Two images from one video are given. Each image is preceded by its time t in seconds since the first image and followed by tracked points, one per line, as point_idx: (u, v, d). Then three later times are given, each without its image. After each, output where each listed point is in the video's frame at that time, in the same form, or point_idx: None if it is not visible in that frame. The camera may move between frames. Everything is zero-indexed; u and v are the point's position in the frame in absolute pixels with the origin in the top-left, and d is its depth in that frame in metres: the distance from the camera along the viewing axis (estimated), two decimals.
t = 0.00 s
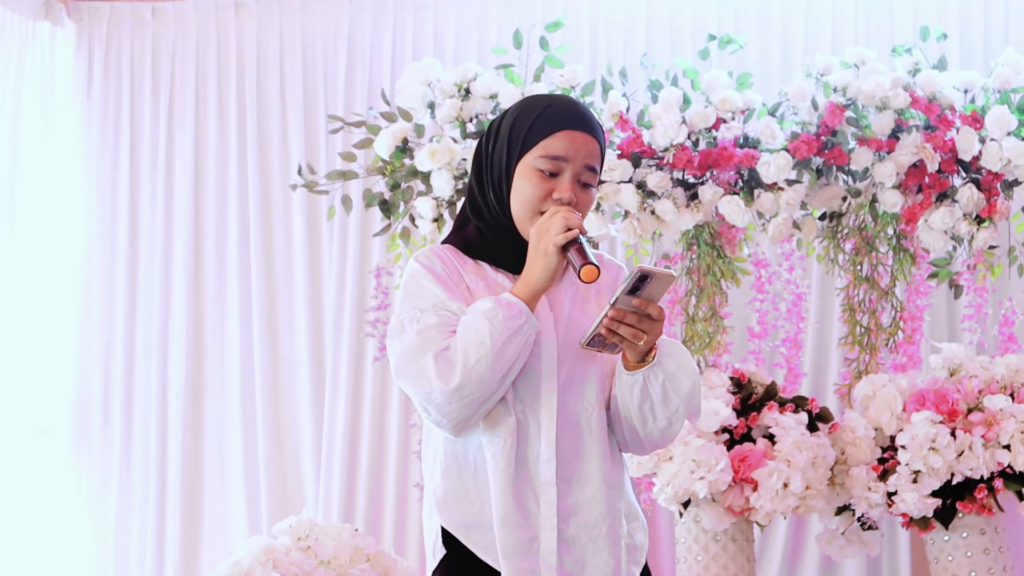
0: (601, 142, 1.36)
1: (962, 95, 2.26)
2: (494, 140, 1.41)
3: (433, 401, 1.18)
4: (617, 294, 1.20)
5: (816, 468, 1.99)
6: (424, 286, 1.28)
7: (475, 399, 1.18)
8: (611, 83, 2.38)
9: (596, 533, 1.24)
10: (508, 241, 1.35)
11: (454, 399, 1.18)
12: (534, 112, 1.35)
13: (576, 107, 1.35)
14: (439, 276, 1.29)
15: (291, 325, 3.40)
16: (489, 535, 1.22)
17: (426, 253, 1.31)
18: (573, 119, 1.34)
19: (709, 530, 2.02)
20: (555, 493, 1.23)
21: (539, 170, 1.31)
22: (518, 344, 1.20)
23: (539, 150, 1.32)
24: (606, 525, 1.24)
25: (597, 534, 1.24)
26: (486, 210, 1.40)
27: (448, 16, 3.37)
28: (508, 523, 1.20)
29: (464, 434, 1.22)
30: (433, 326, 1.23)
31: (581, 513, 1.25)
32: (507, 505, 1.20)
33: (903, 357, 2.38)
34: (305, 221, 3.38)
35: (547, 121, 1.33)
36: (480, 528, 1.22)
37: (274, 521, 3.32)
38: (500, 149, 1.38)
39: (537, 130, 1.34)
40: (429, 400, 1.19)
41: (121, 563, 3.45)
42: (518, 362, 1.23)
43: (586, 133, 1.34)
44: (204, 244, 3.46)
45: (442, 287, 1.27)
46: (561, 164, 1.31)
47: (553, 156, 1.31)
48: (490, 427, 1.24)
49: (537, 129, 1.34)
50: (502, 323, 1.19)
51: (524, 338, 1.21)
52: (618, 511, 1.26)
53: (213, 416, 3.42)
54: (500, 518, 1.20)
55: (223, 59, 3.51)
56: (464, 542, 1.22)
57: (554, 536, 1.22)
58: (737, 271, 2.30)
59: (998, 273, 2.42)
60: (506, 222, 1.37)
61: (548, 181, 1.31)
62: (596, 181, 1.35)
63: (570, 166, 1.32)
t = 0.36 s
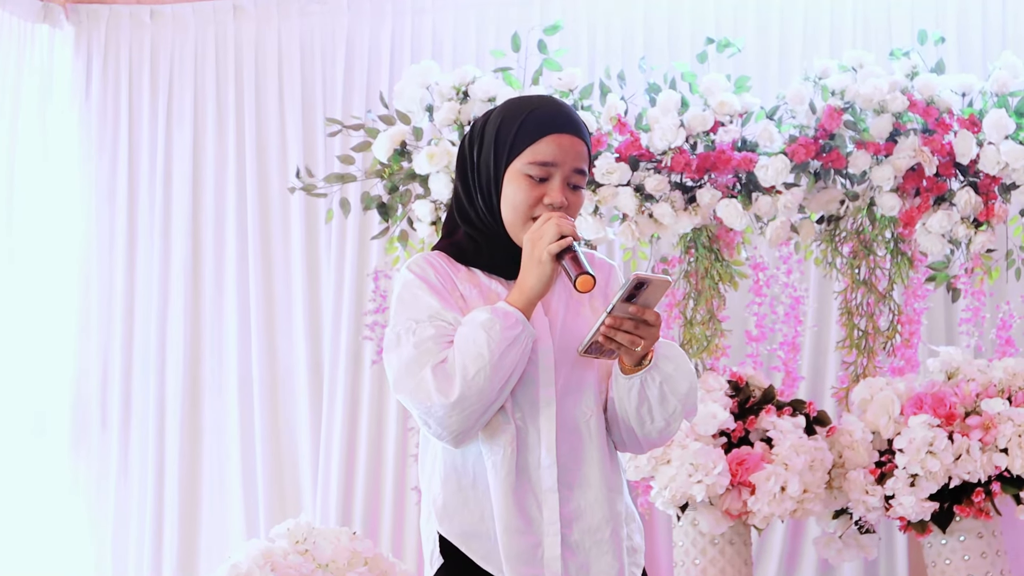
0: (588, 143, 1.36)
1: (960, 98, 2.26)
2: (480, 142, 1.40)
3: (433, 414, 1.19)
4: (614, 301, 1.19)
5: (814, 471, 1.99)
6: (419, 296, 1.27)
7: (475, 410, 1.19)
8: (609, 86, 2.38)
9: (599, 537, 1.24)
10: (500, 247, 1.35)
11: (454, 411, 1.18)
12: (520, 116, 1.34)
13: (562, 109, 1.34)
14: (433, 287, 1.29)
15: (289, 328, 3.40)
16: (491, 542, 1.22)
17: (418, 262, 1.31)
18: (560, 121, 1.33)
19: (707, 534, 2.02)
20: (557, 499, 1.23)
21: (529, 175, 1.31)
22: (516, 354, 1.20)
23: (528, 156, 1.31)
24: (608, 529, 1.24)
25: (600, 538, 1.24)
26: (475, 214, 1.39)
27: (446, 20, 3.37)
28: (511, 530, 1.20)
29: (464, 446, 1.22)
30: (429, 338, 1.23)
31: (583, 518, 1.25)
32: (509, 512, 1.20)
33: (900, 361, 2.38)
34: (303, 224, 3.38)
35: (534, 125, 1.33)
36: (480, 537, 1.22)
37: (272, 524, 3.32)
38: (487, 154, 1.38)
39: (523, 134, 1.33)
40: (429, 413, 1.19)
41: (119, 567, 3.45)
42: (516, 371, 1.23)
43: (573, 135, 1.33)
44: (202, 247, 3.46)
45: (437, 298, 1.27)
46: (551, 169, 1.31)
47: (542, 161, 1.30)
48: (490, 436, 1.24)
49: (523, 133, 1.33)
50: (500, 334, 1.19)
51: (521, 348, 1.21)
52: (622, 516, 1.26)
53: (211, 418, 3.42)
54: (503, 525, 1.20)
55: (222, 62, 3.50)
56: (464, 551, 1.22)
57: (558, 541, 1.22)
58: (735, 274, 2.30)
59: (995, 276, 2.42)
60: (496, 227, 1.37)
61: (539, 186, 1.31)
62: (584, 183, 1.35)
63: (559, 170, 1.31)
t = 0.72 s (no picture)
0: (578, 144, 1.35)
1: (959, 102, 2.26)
2: (472, 150, 1.40)
3: (427, 423, 1.19)
4: (605, 310, 1.19)
5: (813, 475, 1.99)
6: (415, 302, 1.29)
7: (468, 418, 1.19)
8: (608, 90, 2.38)
9: (599, 541, 1.24)
10: (496, 253, 1.35)
11: (447, 420, 1.19)
12: (507, 121, 1.34)
13: (548, 111, 1.33)
14: (430, 294, 1.29)
15: (289, 331, 3.40)
16: (490, 547, 1.22)
17: (415, 269, 1.31)
18: (547, 125, 1.32)
19: (706, 538, 2.02)
20: (556, 503, 1.23)
21: (519, 182, 1.31)
22: (508, 360, 1.20)
23: (517, 162, 1.31)
24: (608, 533, 1.24)
25: (600, 542, 1.24)
26: (472, 221, 1.39)
27: (446, 24, 3.37)
28: (511, 535, 1.20)
29: (462, 453, 1.23)
30: (423, 347, 1.24)
31: (583, 522, 1.25)
32: (508, 516, 1.20)
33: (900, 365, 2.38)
34: (303, 228, 3.38)
35: (521, 130, 1.32)
36: (480, 542, 1.22)
37: (271, 528, 3.32)
38: (479, 160, 1.37)
39: (511, 140, 1.33)
40: (423, 422, 1.20)
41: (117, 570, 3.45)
42: (511, 376, 1.23)
43: (560, 137, 1.32)
44: (202, 251, 3.46)
45: (432, 305, 1.28)
46: (540, 174, 1.30)
47: (530, 167, 1.30)
48: (488, 441, 1.24)
49: (511, 139, 1.33)
50: (490, 341, 1.19)
51: (514, 354, 1.21)
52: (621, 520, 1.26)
53: (210, 422, 3.42)
54: (503, 530, 1.20)
55: (221, 65, 3.50)
56: (464, 556, 1.22)
57: (558, 546, 1.22)
58: (735, 278, 2.30)
59: (995, 280, 2.42)
60: (493, 233, 1.36)
61: (529, 192, 1.30)
62: (577, 184, 1.34)
63: (549, 175, 1.31)
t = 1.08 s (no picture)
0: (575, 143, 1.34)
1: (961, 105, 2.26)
2: (470, 154, 1.41)
3: (422, 422, 1.19)
4: (601, 325, 1.19)
5: (814, 478, 1.99)
6: (416, 303, 1.29)
7: (464, 418, 1.19)
8: (609, 92, 2.38)
9: (596, 544, 1.24)
10: (498, 255, 1.35)
11: (442, 419, 1.19)
12: (501, 124, 1.34)
13: (541, 112, 1.33)
14: (431, 294, 1.30)
15: (289, 333, 3.40)
16: (487, 550, 1.22)
17: (417, 269, 1.32)
18: (540, 126, 1.32)
19: (706, 540, 2.02)
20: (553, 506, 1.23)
21: (514, 184, 1.31)
22: (504, 360, 1.20)
23: (511, 165, 1.31)
24: (605, 537, 1.24)
25: (598, 546, 1.24)
26: (473, 224, 1.39)
27: (447, 27, 3.38)
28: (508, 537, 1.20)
29: (460, 451, 1.23)
30: (421, 346, 1.24)
31: (580, 524, 1.25)
32: (505, 518, 1.20)
33: (900, 367, 2.38)
34: (304, 230, 3.38)
35: (514, 133, 1.32)
36: (477, 543, 1.22)
37: (271, 530, 3.32)
38: (478, 164, 1.38)
39: (505, 143, 1.33)
40: (419, 423, 1.20)
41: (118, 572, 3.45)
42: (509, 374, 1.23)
43: (554, 137, 1.32)
44: (203, 253, 3.46)
45: (433, 305, 1.29)
46: (535, 176, 1.30)
47: (524, 169, 1.30)
48: (485, 441, 1.24)
49: (505, 142, 1.33)
50: (486, 341, 1.19)
51: (510, 353, 1.21)
52: (619, 524, 1.27)
53: (211, 424, 3.43)
54: (499, 531, 1.20)
55: (222, 67, 3.50)
56: (461, 558, 1.23)
57: (554, 549, 1.22)
58: (736, 281, 2.30)
59: (996, 283, 2.42)
60: (494, 235, 1.36)
61: (525, 194, 1.30)
62: (574, 183, 1.34)
63: (544, 175, 1.31)
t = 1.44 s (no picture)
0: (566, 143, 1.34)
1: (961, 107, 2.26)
2: (465, 160, 1.42)
3: (416, 425, 1.20)
4: (590, 346, 1.19)
5: (814, 480, 1.98)
6: (411, 306, 1.29)
7: (457, 421, 1.19)
8: (610, 95, 2.37)
9: (591, 548, 1.24)
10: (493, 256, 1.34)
11: (435, 422, 1.19)
12: (491, 125, 1.35)
13: (530, 112, 1.34)
14: (427, 299, 1.30)
15: (289, 336, 3.40)
16: (481, 553, 1.23)
17: (414, 273, 1.32)
18: (529, 126, 1.33)
19: (707, 543, 2.02)
20: (548, 509, 1.23)
21: (503, 184, 1.31)
22: (496, 362, 1.20)
23: (500, 164, 1.32)
24: (601, 540, 1.24)
25: (593, 549, 1.24)
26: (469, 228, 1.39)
27: (447, 29, 3.38)
28: (503, 539, 1.21)
29: (458, 455, 1.23)
30: (415, 350, 1.24)
31: (575, 527, 1.25)
32: (500, 521, 1.21)
33: (901, 370, 2.37)
34: (304, 233, 3.38)
35: (503, 133, 1.33)
36: (473, 547, 1.23)
37: (271, 532, 3.33)
38: (473, 167, 1.39)
39: (495, 144, 1.34)
40: (413, 427, 1.20)
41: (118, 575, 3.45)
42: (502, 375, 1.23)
43: (543, 136, 1.33)
44: (203, 255, 3.46)
45: (427, 309, 1.29)
46: (523, 174, 1.31)
47: (511, 168, 1.31)
48: (481, 444, 1.25)
49: (494, 142, 1.34)
50: (477, 343, 1.19)
51: (502, 355, 1.21)
52: (615, 527, 1.27)
53: (211, 427, 3.43)
54: (494, 534, 1.21)
55: (222, 70, 3.50)
56: (456, 560, 1.24)
57: (548, 552, 1.22)
58: (736, 283, 2.30)
59: (997, 285, 2.41)
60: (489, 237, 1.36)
61: (514, 193, 1.31)
62: (567, 183, 1.33)
63: (533, 174, 1.31)
